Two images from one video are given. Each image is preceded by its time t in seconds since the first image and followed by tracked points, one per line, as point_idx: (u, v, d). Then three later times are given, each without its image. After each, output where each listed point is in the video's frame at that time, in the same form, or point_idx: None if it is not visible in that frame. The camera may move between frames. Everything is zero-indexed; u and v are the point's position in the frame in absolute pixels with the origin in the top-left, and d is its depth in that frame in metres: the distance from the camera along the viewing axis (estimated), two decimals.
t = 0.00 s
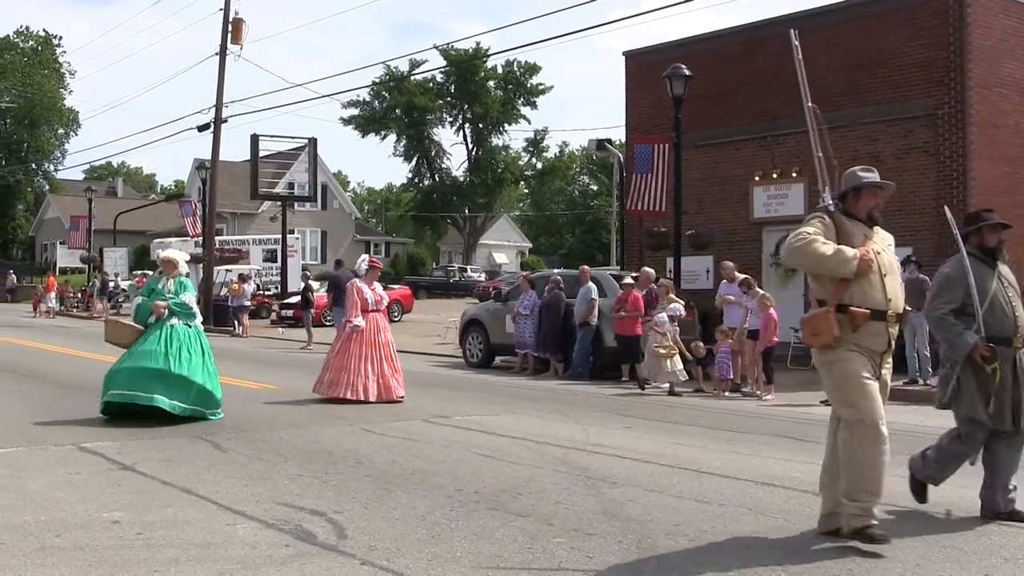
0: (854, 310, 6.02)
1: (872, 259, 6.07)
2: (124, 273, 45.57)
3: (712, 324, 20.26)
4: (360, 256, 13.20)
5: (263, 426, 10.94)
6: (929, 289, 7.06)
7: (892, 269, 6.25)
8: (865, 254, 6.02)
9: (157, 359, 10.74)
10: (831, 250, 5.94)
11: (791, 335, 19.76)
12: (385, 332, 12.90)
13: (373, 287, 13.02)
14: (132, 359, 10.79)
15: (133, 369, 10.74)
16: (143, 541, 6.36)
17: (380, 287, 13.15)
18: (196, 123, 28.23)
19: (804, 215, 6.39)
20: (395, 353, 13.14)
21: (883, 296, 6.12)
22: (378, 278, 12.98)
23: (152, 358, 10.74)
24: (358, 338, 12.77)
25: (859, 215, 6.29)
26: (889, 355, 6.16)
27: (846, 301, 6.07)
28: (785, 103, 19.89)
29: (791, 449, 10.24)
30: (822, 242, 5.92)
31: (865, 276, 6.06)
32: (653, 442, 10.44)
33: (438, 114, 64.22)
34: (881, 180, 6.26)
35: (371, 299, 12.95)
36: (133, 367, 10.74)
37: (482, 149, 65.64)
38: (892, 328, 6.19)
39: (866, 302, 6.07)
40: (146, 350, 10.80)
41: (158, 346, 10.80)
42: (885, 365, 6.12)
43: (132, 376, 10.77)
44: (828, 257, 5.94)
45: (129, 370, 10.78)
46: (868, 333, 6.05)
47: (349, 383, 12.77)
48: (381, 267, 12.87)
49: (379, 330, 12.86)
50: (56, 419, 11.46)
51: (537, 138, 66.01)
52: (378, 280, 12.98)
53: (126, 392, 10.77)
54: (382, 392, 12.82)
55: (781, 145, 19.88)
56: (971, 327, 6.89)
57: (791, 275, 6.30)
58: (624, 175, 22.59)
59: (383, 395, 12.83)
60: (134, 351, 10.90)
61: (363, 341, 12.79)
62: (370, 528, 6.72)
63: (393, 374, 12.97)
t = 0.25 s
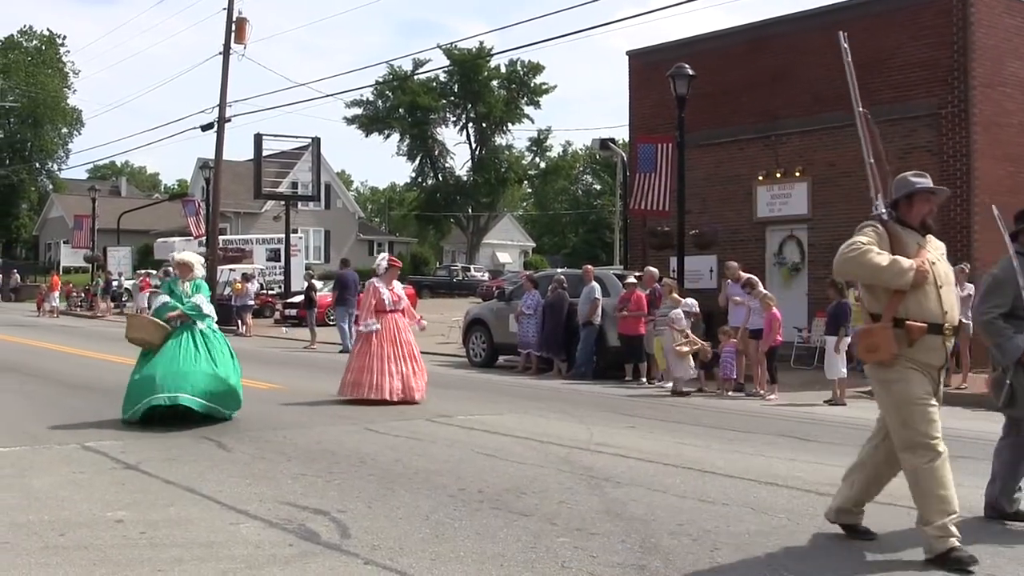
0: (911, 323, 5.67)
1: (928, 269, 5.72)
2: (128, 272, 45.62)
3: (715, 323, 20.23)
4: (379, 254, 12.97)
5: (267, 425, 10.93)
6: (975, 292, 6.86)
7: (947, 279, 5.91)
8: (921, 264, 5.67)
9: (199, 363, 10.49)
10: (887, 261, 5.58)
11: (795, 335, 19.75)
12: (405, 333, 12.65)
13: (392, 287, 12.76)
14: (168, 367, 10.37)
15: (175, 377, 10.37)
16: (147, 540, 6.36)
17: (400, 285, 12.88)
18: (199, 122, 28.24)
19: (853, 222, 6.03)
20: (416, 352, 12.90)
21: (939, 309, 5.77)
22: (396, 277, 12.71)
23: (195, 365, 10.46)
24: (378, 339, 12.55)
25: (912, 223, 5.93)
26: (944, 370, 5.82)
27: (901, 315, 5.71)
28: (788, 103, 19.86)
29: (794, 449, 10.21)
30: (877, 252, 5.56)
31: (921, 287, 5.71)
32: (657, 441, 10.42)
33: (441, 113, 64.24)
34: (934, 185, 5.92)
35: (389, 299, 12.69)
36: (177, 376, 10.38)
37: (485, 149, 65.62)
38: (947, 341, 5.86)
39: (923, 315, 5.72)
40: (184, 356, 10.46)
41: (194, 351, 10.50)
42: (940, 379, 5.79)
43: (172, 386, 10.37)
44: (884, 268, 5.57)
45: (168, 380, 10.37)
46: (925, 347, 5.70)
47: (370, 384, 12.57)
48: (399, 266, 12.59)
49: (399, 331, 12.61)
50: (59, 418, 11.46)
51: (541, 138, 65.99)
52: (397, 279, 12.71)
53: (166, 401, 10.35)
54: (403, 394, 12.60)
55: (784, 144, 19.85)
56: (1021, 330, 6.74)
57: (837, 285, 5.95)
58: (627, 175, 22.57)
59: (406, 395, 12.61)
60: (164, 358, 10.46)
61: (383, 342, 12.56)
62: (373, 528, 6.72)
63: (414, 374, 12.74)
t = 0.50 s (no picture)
0: (972, 312, 5.49)
1: (990, 256, 5.56)
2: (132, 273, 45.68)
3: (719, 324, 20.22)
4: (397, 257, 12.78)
5: (271, 426, 10.94)
6: None
7: (1006, 268, 5.74)
8: (983, 251, 5.50)
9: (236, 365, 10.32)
10: (950, 246, 5.40)
11: (799, 335, 19.74)
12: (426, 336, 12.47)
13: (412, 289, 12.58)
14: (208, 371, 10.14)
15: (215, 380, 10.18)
16: (151, 540, 6.36)
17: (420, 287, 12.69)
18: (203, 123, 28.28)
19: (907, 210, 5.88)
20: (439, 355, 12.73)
21: (999, 297, 5.60)
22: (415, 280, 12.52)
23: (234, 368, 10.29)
24: (399, 344, 12.39)
25: (971, 210, 5.78)
26: (1007, 361, 5.62)
27: (962, 303, 5.53)
28: (792, 103, 19.85)
29: (798, 449, 10.20)
30: (940, 236, 5.39)
31: (981, 274, 5.54)
32: (660, 442, 10.41)
33: (445, 114, 64.29)
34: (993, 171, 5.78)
35: (409, 302, 12.50)
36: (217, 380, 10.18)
37: (489, 149, 65.63)
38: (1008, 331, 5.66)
39: (984, 304, 5.55)
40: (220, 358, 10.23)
41: (231, 352, 10.34)
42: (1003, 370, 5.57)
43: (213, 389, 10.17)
44: (946, 254, 5.40)
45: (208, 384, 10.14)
46: (986, 337, 5.50)
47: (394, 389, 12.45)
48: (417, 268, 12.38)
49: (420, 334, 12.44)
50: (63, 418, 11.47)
51: (545, 138, 66.00)
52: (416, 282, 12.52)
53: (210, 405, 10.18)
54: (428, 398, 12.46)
55: (788, 145, 19.84)
56: None
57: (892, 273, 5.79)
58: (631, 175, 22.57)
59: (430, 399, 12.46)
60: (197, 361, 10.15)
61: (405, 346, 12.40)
62: (376, 528, 6.72)
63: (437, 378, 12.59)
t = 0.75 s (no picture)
0: None
1: None
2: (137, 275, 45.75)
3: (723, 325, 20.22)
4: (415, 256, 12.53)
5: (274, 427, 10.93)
6: None
7: None
8: None
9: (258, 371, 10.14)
10: (1021, 257, 5.26)
11: (803, 336, 19.72)
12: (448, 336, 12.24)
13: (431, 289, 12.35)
14: (231, 375, 10.01)
15: (236, 385, 10.03)
16: (155, 542, 6.36)
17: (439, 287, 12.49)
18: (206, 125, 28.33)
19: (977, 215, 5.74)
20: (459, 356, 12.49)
21: None
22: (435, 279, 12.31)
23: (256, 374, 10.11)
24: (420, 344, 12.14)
25: None
26: None
27: None
28: (797, 104, 19.83)
29: (802, 451, 10.16)
30: (1011, 245, 5.26)
31: None
32: (664, 444, 10.39)
33: (448, 116, 64.34)
34: None
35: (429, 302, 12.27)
36: (239, 384, 10.03)
37: (492, 151, 65.64)
38: None
39: None
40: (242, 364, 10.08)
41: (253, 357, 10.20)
42: None
43: (234, 394, 10.03)
44: (1017, 265, 5.25)
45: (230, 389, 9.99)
46: None
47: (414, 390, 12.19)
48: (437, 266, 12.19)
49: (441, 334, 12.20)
50: (67, 421, 11.46)
51: (548, 140, 66.01)
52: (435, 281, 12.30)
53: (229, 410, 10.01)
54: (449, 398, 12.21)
55: (792, 146, 19.82)
56: None
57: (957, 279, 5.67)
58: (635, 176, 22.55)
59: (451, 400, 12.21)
60: (220, 365, 10.02)
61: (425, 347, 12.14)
62: (380, 530, 6.72)
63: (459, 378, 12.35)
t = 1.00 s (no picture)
0: None
1: None
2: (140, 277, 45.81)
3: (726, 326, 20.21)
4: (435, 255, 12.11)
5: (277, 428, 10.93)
6: None
7: None
8: None
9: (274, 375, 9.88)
10: None
11: (806, 337, 19.71)
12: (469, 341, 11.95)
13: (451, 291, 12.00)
14: (246, 379, 9.76)
15: (251, 389, 9.79)
16: (158, 544, 6.36)
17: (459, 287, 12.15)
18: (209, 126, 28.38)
19: None
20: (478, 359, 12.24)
21: None
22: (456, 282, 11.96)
23: (272, 378, 9.85)
24: (441, 350, 11.83)
25: None
26: None
27: None
28: (799, 105, 19.82)
29: (805, 452, 10.14)
30: None
31: None
32: (666, 445, 10.37)
33: (451, 117, 64.36)
34: None
35: (451, 306, 11.92)
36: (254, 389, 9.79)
37: (495, 152, 65.63)
38: None
39: None
40: (257, 367, 9.81)
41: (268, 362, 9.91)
42: None
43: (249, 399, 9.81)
44: None
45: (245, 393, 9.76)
46: None
47: (433, 395, 11.95)
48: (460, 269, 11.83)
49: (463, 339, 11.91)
50: (71, 422, 11.47)
51: (551, 141, 65.99)
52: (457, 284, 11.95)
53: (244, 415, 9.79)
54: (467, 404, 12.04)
55: (795, 147, 19.80)
56: None
57: None
58: (637, 178, 22.55)
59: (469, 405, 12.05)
60: (236, 369, 9.78)
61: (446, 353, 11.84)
62: (383, 531, 6.72)
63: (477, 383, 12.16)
